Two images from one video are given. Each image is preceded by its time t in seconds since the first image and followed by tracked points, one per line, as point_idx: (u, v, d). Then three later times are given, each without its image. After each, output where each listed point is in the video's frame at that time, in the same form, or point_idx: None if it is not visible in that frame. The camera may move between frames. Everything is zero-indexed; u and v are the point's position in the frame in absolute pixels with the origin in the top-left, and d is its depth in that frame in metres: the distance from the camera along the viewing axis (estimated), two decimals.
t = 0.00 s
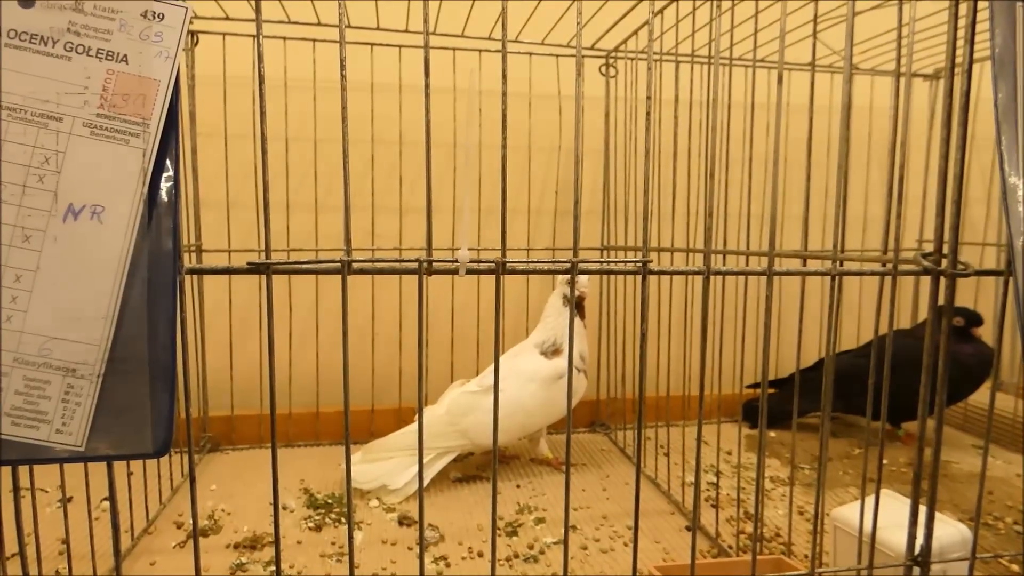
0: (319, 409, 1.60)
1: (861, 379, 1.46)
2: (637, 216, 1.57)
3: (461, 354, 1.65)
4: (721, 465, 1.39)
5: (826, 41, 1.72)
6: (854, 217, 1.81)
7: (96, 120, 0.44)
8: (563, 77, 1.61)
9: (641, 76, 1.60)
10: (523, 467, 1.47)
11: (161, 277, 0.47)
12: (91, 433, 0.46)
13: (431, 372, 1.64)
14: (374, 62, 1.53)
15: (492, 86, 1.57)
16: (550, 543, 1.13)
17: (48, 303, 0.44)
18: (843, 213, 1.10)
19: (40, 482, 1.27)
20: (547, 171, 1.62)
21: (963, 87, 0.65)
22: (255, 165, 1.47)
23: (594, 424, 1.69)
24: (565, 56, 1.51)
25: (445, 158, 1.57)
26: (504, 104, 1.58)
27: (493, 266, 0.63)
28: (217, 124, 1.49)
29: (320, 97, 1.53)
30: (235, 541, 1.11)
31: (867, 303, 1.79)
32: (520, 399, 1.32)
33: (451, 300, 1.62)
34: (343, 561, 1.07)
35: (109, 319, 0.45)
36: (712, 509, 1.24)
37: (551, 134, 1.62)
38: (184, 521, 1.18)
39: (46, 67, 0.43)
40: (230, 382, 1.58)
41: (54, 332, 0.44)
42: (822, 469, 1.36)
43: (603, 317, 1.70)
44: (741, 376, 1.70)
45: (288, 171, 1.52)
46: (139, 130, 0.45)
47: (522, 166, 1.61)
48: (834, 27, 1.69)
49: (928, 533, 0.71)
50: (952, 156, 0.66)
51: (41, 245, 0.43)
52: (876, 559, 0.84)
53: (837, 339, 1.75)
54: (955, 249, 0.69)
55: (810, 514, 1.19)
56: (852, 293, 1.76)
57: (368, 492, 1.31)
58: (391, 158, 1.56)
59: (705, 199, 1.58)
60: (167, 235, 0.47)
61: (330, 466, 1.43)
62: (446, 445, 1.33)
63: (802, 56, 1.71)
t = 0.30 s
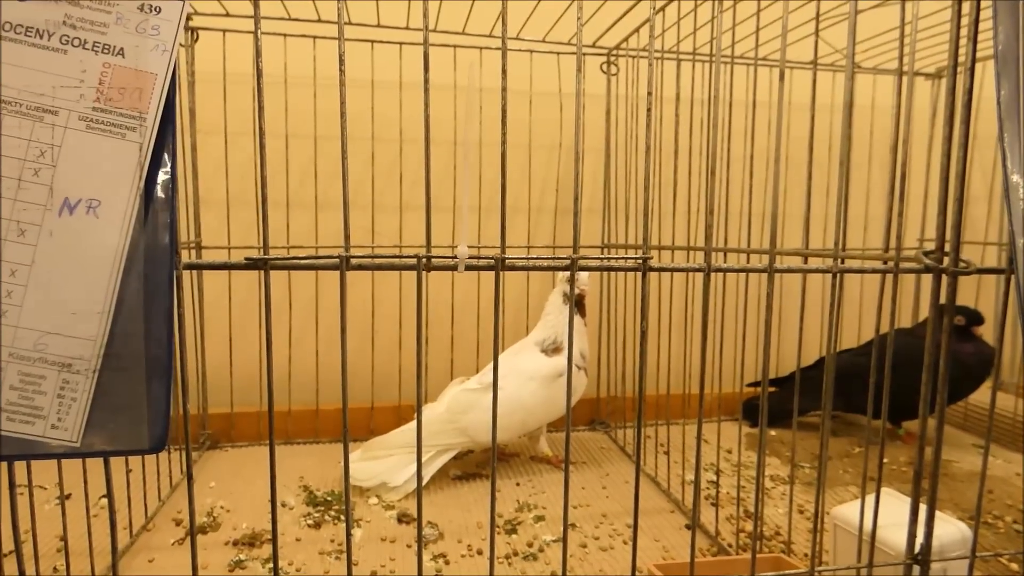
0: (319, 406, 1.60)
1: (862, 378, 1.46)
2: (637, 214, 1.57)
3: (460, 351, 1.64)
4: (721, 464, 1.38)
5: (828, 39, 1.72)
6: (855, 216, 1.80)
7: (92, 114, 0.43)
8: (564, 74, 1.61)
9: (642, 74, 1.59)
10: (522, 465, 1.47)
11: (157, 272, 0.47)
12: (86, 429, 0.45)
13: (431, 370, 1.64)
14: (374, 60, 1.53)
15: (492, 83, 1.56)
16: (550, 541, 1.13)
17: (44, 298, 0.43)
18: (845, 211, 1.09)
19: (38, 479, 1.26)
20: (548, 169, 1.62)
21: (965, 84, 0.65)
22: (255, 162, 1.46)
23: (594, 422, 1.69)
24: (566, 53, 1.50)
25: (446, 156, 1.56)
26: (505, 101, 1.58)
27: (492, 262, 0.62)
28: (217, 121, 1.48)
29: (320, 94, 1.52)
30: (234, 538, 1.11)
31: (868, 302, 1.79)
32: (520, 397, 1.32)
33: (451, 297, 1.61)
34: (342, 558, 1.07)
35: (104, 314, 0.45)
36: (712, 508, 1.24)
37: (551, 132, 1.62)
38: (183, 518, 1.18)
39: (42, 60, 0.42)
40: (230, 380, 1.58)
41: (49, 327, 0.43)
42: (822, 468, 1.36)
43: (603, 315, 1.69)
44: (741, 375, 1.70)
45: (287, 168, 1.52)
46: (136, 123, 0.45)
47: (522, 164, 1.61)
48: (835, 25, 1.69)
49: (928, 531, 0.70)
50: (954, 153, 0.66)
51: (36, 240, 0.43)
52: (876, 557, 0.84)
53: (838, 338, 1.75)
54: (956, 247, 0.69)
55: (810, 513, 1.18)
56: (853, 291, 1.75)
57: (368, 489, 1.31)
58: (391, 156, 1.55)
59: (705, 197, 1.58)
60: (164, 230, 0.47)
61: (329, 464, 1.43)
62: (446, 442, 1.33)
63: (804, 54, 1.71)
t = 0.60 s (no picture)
0: (318, 403, 1.60)
1: (861, 374, 1.46)
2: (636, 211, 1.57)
3: (459, 348, 1.64)
4: (720, 460, 1.38)
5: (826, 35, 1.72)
6: (854, 212, 1.80)
7: (87, 108, 0.43)
8: (562, 71, 1.61)
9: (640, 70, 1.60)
10: (521, 462, 1.47)
11: (153, 268, 0.46)
12: (82, 424, 0.45)
13: (429, 366, 1.64)
14: (372, 56, 1.52)
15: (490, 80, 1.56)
16: (548, 537, 1.13)
17: (39, 292, 0.43)
18: (843, 207, 1.09)
19: (36, 476, 1.26)
20: (546, 166, 1.62)
21: (963, 79, 0.65)
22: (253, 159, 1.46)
23: (593, 419, 1.69)
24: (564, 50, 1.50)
25: (443, 153, 1.56)
26: (503, 98, 1.57)
27: (489, 257, 0.62)
28: (215, 118, 1.48)
29: (318, 90, 1.52)
30: (233, 534, 1.11)
31: (866, 298, 1.79)
32: (519, 393, 1.32)
33: (449, 294, 1.61)
34: (341, 554, 1.07)
35: (100, 309, 0.45)
36: (711, 504, 1.24)
37: (550, 129, 1.62)
38: (182, 515, 1.18)
39: (37, 55, 0.42)
40: (228, 377, 1.58)
41: (44, 322, 0.43)
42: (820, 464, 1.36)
43: (602, 311, 1.69)
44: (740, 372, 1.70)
45: (286, 165, 1.52)
46: (131, 118, 0.44)
47: (521, 160, 1.61)
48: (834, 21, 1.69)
49: (926, 526, 0.70)
50: (953, 148, 0.66)
51: (31, 234, 0.43)
52: (874, 552, 0.84)
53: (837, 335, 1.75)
54: (955, 242, 0.69)
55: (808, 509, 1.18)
56: (851, 288, 1.76)
57: (367, 486, 1.31)
58: (389, 153, 1.55)
59: (704, 193, 1.58)
60: (160, 225, 0.46)
61: (328, 460, 1.43)
62: (445, 439, 1.33)
63: (803, 50, 1.71)
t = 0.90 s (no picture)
0: (316, 402, 1.60)
1: (860, 369, 1.45)
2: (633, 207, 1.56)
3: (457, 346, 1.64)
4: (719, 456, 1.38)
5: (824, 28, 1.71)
6: (853, 207, 1.80)
7: (69, 100, 0.43)
8: (559, 67, 1.60)
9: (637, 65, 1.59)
10: (520, 459, 1.47)
11: (139, 263, 0.46)
12: (67, 422, 0.44)
13: (427, 364, 1.63)
14: (367, 53, 1.52)
15: (486, 76, 1.55)
16: (547, 535, 1.12)
17: (22, 287, 0.42)
18: (842, 200, 1.08)
19: (31, 477, 1.26)
20: (544, 162, 1.61)
21: (962, 70, 0.64)
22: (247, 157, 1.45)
23: (592, 416, 1.69)
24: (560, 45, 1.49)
25: (440, 149, 1.56)
26: (500, 93, 1.57)
27: (482, 250, 0.62)
28: (210, 115, 1.47)
29: (314, 86, 1.51)
30: (229, 534, 1.10)
31: (865, 293, 1.78)
32: (516, 390, 1.31)
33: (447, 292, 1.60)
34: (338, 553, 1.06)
35: (85, 305, 0.44)
36: (710, 500, 1.23)
37: (547, 124, 1.61)
38: (178, 515, 1.17)
39: (18, 45, 0.41)
40: (225, 376, 1.57)
41: (28, 317, 0.43)
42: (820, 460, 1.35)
43: (601, 308, 1.69)
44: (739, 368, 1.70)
45: (281, 162, 1.51)
46: (114, 110, 0.44)
47: (518, 156, 1.60)
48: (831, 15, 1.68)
49: (926, 520, 0.70)
50: (951, 140, 0.65)
51: (14, 228, 0.42)
52: (875, 548, 0.83)
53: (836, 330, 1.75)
54: (954, 234, 0.68)
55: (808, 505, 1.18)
56: (850, 284, 1.75)
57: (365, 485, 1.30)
58: (386, 150, 1.55)
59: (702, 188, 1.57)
60: (145, 220, 0.46)
61: (326, 459, 1.43)
62: (443, 437, 1.32)
63: (801, 44, 1.70)
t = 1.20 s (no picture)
0: (316, 400, 1.60)
1: (859, 368, 1.45)
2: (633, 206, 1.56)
3: (457, 344, 1.64)
4: (718, 455, 1.38)
5: (824, 28, 1.72)
6: (853, 206, 1.80)
7: (71, 101, 0.43)
8: (559, 66, 1.60)
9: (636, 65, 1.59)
10: (520, 458, 1.47)
11: (141, 264, 0.46)
12: (69, 421, 0.45)
13: (427, 362, 1.63)
14: (367, 53, 1.52)
15: (486, 75, 1.55)
16: (547, 533, 1.12)
17: (24, 287, 0.43)
18: (841, 199, 1.08)
19: (32, 475, 1.26)
20: (544, 161, 1.61)
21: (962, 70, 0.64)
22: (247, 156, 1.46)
23: (592, 414, 1.69)
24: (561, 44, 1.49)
25: (440, 148, 1.56)
26: (500, 92, 1.57)
27: (484, 251, 0.62)
28: (210, 113, 1.47)
29: (313, 86, 1.51)
30: (229, 532, 1.11)
31: (864, 292, 1.78)
32: (517, 389, 1.31)
33: (447, 290, 1.61)
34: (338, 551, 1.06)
35: (87, 305, 0.44)
36: (709, 499, 1.24)
37: (547, 123, 1.61)
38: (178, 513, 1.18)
39: (20, 46, 0.42)
40: (225, 375, 1.57)
41: (29, 317, 0.43)
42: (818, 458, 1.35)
43: (600, 306, 1.69)
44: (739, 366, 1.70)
45: (281, 161, 1.51)
46: (116, 110, 0.44)
47: (518, 155, 1.60)
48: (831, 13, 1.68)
49: (925, 520, 0.70)
50: (950, 140, 0.65)
51: (16, 229, 0.42)
52: (874, 546, 0.83)
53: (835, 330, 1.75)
54: (953, 233, 0.68)
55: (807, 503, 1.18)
56: (850, 283, 1.75)
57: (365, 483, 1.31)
58: (386, 149, 1.55)
59: (701, 187, 1.57)
60: (147, 220, 0.46)
61: (326, 457, 1.43)
62: (443, 435, 1.32)
63: (801, 43, 1.70)
